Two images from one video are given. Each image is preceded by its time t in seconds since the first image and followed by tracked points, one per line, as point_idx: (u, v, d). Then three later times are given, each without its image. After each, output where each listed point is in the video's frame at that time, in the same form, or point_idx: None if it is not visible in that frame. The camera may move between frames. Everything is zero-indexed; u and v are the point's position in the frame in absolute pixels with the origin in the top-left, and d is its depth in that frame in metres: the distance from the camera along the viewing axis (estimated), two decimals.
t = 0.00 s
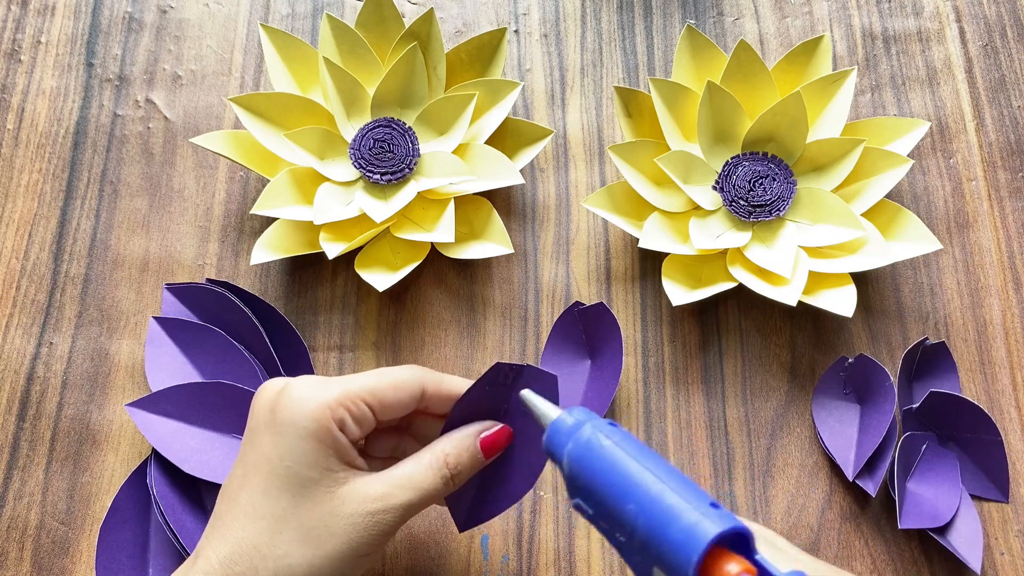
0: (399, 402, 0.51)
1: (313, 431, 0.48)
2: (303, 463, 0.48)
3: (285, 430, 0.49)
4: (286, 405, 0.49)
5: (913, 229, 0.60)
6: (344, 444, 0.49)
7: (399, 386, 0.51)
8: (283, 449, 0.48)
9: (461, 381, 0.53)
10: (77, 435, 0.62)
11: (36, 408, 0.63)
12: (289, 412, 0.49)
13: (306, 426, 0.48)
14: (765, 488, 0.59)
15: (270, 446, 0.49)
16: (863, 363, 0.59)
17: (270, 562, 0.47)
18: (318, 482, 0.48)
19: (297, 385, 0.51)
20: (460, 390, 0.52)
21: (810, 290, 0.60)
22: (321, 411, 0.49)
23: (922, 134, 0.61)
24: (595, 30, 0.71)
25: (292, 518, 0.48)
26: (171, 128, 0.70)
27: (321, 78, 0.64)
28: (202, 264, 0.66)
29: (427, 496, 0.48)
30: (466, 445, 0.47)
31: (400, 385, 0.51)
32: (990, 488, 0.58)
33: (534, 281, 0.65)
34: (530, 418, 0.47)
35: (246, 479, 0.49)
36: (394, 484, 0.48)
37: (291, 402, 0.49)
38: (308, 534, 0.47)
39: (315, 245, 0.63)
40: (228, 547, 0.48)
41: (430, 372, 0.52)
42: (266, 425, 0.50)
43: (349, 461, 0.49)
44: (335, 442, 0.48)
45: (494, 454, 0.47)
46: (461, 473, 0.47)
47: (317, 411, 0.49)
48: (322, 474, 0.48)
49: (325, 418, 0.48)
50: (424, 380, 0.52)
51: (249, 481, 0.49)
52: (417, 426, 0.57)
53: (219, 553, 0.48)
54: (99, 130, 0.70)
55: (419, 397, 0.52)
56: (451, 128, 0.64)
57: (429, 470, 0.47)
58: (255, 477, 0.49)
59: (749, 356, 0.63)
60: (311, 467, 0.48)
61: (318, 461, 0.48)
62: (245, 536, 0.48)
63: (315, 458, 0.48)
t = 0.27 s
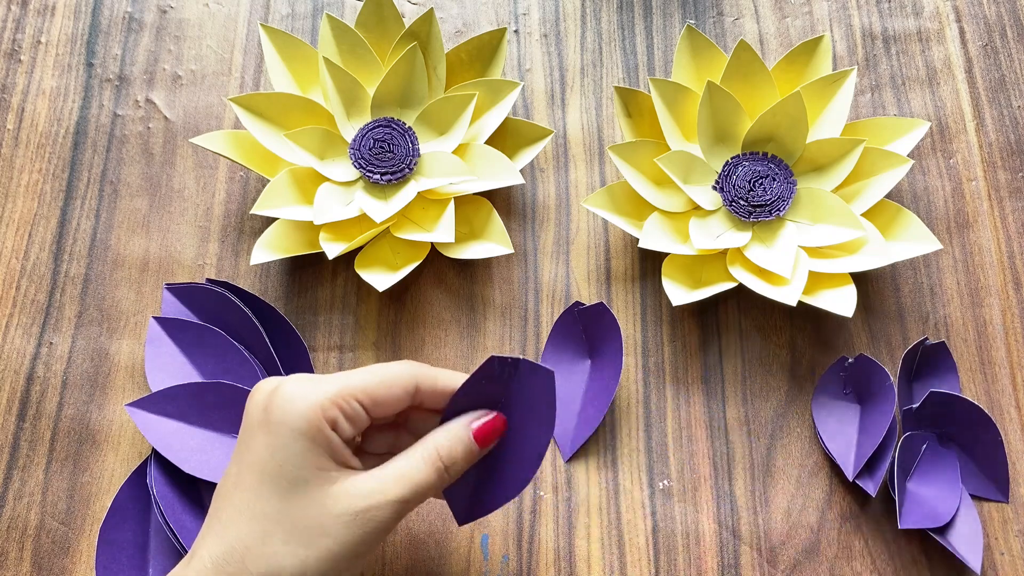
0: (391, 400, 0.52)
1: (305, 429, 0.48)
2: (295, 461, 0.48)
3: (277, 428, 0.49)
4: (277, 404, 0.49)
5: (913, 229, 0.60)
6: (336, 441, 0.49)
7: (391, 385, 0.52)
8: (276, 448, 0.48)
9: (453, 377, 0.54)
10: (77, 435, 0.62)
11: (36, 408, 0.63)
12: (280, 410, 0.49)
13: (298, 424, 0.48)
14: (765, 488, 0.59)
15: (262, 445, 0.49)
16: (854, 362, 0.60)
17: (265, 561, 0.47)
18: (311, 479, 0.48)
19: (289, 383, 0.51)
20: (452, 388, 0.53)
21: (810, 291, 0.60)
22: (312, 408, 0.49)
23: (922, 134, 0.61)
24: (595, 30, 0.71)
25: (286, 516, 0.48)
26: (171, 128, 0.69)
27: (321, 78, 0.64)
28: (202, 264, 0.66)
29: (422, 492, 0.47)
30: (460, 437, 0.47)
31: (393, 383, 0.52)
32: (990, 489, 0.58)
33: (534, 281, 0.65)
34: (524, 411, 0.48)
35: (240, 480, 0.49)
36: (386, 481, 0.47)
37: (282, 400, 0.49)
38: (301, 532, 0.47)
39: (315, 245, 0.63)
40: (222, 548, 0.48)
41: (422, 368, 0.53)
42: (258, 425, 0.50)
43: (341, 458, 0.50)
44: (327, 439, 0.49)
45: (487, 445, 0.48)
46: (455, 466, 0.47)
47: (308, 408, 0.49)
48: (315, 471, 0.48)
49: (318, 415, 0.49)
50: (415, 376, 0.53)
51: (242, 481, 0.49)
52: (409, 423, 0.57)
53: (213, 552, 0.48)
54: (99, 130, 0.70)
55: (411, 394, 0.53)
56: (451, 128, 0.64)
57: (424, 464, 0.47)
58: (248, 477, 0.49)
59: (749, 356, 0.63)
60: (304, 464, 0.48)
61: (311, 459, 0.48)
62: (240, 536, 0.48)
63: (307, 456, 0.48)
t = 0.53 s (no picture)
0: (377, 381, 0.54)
1: (288, 400, 0.49)
2: (278, 430, 0.48)
3: (263, 400, 0.50)
4: (264, 379, 0.51)
5: (913, 229, 0.60)
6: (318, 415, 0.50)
7: (378, 366, 0.53)
8: (261, 419, 0.49)
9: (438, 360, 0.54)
10: (77, 435, 0.62)
11: (36, 408, 0.63)
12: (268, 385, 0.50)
13: (283, 396, 0.49)
14: (765, 488, 0.59)
15: (250, 417, 0.50)
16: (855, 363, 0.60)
17: (246, 529, 0.47)
18: (292, 449, 0.48)
19: (279, 360, 0.52)
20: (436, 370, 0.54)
21: (810, 290, 0.60)
22: (297, 383, 0.50)
23: (921, 134, 0.61)
24: (595, 30, 0.71)
25: (266, 484, 0.48)
26: (171, 128, 0.70)
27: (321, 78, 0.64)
28: (202, 264, 0.66)
29: (408, 471, 0.46)
30: (450, 420, 0.46)
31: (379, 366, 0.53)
32: (990, 489, 0.58)
33: (534, 281, 0.65)
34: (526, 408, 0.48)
35: (229, 453, 0.50)
36: (370, 455, 0.47)
37: (269, 376, 0.51)
38: (281, 500, 0.47)
39: (315, 245, 0.63)
40: (208, 515, 0.48)
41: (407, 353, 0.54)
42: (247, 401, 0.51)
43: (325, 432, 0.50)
44: (310, 412, 0.49)
45: (478, 433, 0.47)
46: (445, 448, 0.46)
47: (293, 383, 0.50)
48: (297, 442, 0.48)
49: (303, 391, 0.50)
50: (400, 359, 0.54)
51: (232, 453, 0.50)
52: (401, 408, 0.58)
53: (202, 524, 0.48)
54: (99, 130, 0.70)
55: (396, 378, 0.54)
56: (451, 128, 0.64)
57: (410, 444, 0.46)
58: (235, 449, 0.49)
59: (749, 356, 0.63)
60: (286, 434, 0.48)
61: (293, 428, 0.49)
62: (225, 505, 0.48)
63: (290, 426, 0.49)
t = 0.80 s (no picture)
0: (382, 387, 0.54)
1: (292, 404, 0.49)
2: (280, 433, 0.48)
3: (266, 403, 0.49)
4: (267, 383, 0.50)
5: (913, 229, 0.60)
6: (324, 418, 0.49)
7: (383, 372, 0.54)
8: (264, 422, 0.49)
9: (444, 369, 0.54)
10: (77, 435, 0.62)
11: (36, 408, 0.63)
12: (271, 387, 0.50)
13: (287, 399, 0.49)
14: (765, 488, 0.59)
15: (253, 419, 0.49)
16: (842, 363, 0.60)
17: (250, 532, 0.47)
18: (296, 452, 0.48)
19: (281, 363, 0.52)
20: (441, 379, 0.54)
21: (810, 291, 0.60)
22: (301, 385, 0.50)
23: (921, 134, 0.61)
24: (596, 30, 0.71)
25: (270, 487, 0.47)
26: (171, 128, 0.70)
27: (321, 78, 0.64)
28: (202, 264, 0.66)
29: (410, 470, 0.47)
30: (450, 417, 0.47)
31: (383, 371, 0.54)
32: (990, 488, 0.58)
33: (534, 281, 0.65)
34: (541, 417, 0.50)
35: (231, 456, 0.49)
36: (374, 456, 0.47)
37: (272, 379, 0.50)
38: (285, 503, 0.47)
39: (315, 245, 0.63)
40: (211, 519, 0.48)
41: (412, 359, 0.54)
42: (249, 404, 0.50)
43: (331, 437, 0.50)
44: (315, 415, 0.49)
45: (477, 429, 0.48)
46: (446, 446, 0.47)
47: (297, 385, 0.50)
48: (300, 444, 0.48)
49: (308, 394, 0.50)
50: (406, 365, 0.54)
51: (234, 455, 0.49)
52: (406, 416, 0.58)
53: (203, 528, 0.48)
54: (99, 130, 0.70)
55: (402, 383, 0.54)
56: (451, 128, 0.64)
57: (413, 443, 0.47)
58: (238, 452, 0.49)
59: (749, 356, 0.63)
60: (289, 436, 0.48)
61: (296, 431, 0.48)
62: (228, 508, 0.48)
63: (293, 428, 0.48)
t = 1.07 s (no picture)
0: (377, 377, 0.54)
1: (285, 394, 0.49)
2: (274, 423, 0.49)
3: (260, 395, 0.50)
4: (261, 376, 0.51)
5: (913, 229, 0.60)
6: (318, 407, 0.50)
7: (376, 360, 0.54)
8: (259, 414, 0.49)
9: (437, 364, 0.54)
10: (77, 435, 0.62)
11: (36, 408, 0.63)
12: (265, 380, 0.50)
13: (280, 390, 0.49)
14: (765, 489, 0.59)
15: (248, 412, 0.50)
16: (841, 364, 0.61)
17: (247, 523, 0.47)
18: (290, 442, 0.48)
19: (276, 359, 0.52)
20: (435, 371, 0.54)
21: (810, 290, 0.60)
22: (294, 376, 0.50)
23: (921, 134, 0.61)
24: (595, 30, 0.71)
25: (266, 477, 0.48)
26: (171, 128, 0.70)
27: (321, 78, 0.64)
28: (202, 264, 0.66)
29: (404, 452, 0.47)
30: (439, 400, 0.47)
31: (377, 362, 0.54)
32: (990, 488, 0.58)
33: (534, 281, 0.65)
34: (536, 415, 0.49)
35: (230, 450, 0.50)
36: (366, 441, 0.47)
37: (266, 372, 0.51)
38: (281, 492, 0.47)
39: (315, 245, 0.63)
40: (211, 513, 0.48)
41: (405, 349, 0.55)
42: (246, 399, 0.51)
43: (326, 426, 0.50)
44: (308, 405, 0.49)
45: (470, 410, 0.47)
46: (438, 427, 0.47)
47: (290, 377, 0.50)
48: (294, 434, 0.48)
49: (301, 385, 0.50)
50: (398, 354, 0.55)
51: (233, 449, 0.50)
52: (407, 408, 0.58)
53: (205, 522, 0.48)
54: (99, 130, 0.70)
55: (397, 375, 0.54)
56: (451, 128, 0.64)
57: (405, 425, 0.47)
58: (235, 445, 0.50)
59: (749, 356, 0.63)
60: (283, 426, 0.48)
61: (290, 421, 0.49)
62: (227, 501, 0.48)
63: (286, 418, 0.49)
